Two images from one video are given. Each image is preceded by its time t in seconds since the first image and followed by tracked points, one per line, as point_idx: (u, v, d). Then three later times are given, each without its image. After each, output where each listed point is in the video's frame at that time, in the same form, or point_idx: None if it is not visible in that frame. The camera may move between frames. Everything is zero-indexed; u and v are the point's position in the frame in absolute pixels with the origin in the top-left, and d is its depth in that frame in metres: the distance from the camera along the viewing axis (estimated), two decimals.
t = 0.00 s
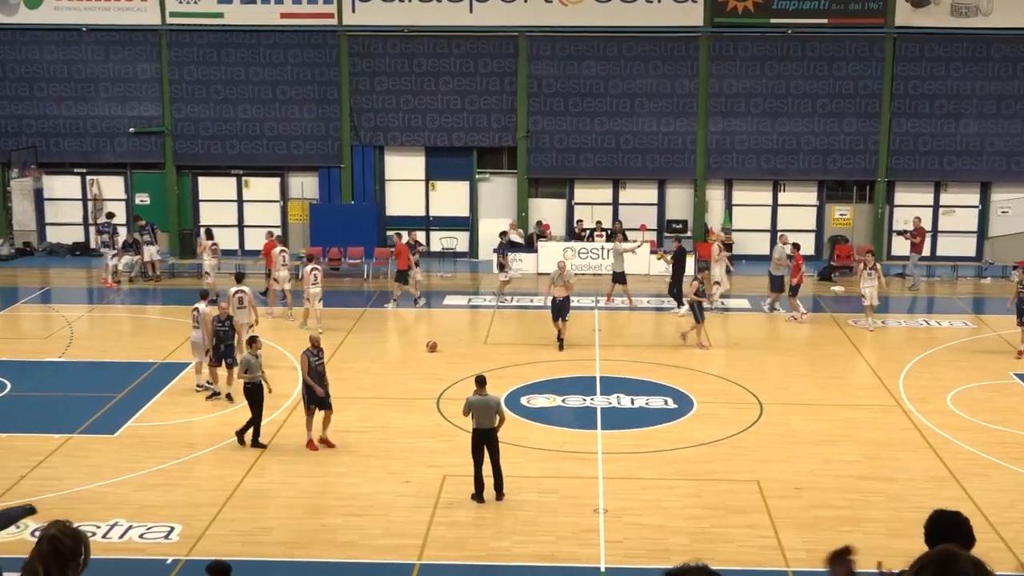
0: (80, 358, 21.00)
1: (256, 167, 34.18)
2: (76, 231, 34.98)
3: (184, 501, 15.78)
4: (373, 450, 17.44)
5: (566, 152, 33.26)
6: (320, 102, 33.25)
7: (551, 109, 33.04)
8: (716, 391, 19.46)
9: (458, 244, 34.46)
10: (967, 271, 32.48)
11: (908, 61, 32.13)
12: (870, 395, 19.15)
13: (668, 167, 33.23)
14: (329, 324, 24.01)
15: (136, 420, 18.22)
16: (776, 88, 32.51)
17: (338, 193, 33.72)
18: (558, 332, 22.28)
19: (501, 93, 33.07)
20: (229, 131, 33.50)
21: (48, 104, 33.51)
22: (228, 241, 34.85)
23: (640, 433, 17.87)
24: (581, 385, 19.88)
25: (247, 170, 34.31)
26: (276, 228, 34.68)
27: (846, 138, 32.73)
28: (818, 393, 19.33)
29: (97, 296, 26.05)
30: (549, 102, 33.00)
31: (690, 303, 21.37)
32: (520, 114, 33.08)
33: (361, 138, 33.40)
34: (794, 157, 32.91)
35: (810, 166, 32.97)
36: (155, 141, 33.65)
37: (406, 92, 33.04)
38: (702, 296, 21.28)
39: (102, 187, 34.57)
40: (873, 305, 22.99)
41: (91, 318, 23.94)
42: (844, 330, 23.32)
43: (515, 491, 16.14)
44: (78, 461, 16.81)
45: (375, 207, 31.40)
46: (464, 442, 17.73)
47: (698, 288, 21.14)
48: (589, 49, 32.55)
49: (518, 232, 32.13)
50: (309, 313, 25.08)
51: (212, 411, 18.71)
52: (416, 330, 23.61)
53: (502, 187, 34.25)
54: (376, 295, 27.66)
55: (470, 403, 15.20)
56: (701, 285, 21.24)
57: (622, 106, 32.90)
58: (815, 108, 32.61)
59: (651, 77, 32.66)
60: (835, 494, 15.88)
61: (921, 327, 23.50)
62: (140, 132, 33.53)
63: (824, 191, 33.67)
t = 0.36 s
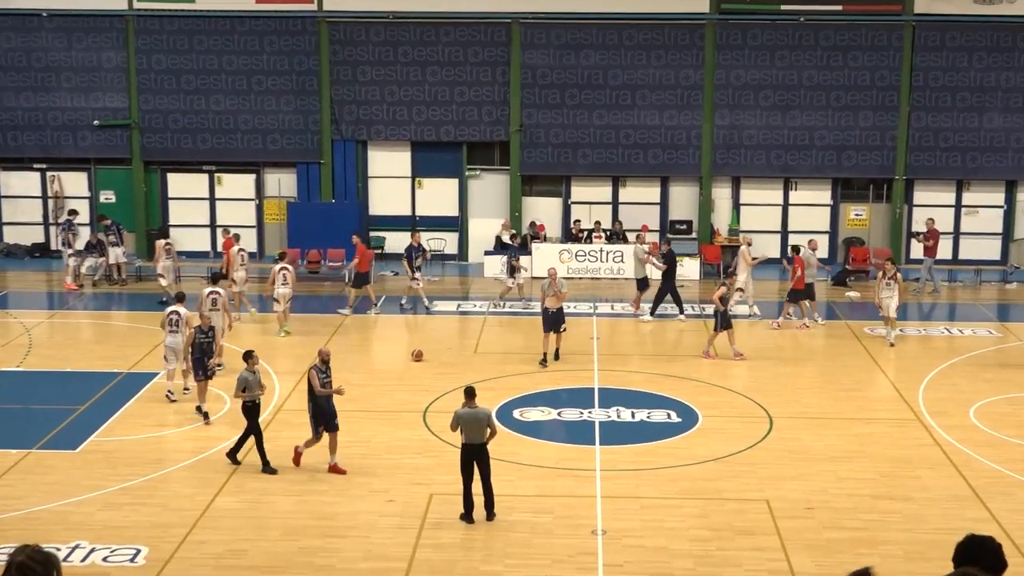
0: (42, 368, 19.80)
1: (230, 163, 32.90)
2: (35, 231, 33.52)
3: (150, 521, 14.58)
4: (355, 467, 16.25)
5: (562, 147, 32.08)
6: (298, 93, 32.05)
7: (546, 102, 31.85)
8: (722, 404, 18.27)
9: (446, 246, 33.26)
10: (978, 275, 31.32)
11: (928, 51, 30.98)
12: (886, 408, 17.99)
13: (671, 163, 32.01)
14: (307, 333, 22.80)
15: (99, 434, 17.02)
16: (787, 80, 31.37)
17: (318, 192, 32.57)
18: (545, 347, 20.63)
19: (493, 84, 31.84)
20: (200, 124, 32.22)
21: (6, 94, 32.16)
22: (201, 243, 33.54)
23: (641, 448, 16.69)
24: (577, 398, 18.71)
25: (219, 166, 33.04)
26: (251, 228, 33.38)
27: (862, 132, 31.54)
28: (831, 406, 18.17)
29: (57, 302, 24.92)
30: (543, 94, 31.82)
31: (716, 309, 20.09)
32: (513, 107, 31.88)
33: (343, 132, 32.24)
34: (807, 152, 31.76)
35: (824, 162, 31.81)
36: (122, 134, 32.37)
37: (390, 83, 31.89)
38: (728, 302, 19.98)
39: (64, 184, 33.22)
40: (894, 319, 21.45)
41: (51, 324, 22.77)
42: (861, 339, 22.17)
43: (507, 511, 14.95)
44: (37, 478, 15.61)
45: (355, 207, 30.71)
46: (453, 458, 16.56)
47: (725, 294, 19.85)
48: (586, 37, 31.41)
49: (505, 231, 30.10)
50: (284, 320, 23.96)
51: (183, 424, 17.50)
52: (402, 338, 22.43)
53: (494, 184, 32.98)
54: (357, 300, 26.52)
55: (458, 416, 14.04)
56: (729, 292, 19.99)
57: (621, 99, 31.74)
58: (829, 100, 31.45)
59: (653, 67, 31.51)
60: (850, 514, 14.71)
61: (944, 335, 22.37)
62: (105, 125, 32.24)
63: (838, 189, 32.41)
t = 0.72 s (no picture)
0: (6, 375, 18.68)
1: (205, 153, 31.61)
2: None
3: (119, 539, 13.41)
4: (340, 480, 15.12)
5: (563, 136, 30.87)
6: (279, 79, 30.81)
7: (545, 88, 30.67)
8: (733, 412, 17.16)
9: (438, 242, 32.10)
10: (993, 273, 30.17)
11: (956, 34, 29.81)
12: (908, 417, 16.89)
13: (680, 153, 30.89)
14: (287, 337, 21.69)
15: (65, 445, 15.91)
16: (805, 65, 30.22)
17: (300, 185, 31.32)
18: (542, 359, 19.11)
19: (488, 68, 30.70)
20: (175, 112, 30.96)
21: None
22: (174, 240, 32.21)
23: (646, 460, 15.56)
24: (577, 405, 17.60)
25: (194, 157, 31.71)
26: (228, 223, 32.13)
27: (884, 121, 30.35)
28: (849, 415, 17.06)
29: (19, 303, 23.95)
30: (542, 79, 30.64)
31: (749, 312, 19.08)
32: (510, 94, 30.71)
33: (327, 120, 31.05)
34: (826, 141, 30.57)
35: (844, 152, 30.61)
36: (89, 122, 31.08)
37: (378, 67, 30.72)
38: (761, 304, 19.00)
39: (26, 175, 31.72)
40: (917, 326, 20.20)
41: (13, 327, 21.71)
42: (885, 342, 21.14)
43: (503, 526, 13.79)
44: None
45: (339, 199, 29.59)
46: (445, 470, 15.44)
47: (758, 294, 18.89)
48: (588, 19, 30.29)
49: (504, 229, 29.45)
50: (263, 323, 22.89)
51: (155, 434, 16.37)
52: (389, 341, 21.35)
53: (489, 175, 31.85)
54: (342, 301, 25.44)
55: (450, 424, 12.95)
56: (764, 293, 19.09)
57: (626, 85, 30.56)
58: (849, 86, 30.26)
59: (660, 51, 30.37)
60: (871, 530, 13.57)
61: (972, 337, 21.32)
62: (70, 112, 30.94)
63: (859, 182, 31.27)
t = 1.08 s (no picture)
0: None
1: (174, 141, 30.49)
2: None
3: (78, 555, 12.16)
4: (318, 492, 13.95)
5: (559, 124, 29.77)
6: (253, 61, 29.70)
7: (540, 72, 29.61)
8: (739, 422, 16.14)
9: (424, 237, 30.95)
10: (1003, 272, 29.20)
11: (980, 16, 28.81)
12: (926, 428, 15.84)
13: (684, 142, 29.80)
14: (261, 338, 20.67)
15: (20, 455, 14.83)
16: (819, 48, 29.17)
17: (277, 175, 30.26)
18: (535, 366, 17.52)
19: (478, 50, 29.65)
20: (140, 96, 29.75)
21: None
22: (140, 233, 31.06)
23: (647, 472, 14.46)
24: (572, 413, 16.56)
25: (162, 145, 30.60)
26: (199, 216, 30.96)
27: (905, 109, 29.28)
28: (864, 426, 15.99)
29: None
30: (537, 62, 29.58)
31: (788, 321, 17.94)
32: (502, 78, 29.64)
33: (305, 106, 29.98)
34: (841, 131, 29.50)
35: (860, 143, 29.52)
36: (49, 107, 29.87)
37: (360, 49, 29.66)
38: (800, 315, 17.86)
39: None
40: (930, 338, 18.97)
41: None
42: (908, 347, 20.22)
43: (494, 542, 12.61)
44: None
45: (319, 189, 28.57)
46: (430, 481, 14.35)
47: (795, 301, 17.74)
48: None
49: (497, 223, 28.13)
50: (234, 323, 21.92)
51: (120, 443, 15.31)
52: (370, 343, 20.33)
53: (480, 165, 30.79)
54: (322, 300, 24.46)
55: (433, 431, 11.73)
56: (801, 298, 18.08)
57: (626, 69, 29.50)
58: (866, 72, 29.20)
59: (664, 32, 29.32)
60: (889, 549, 12.43)
61: (996, 342, 20.37)
62: (29, 96, 29.72)
63: (877, 173, 30.22)
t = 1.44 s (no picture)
0: None
1: (166, 136, 29.97)
2: None
3: (65, 564, 11.60)
4: (315, 500, 13.41)
5: (566, 117, 29.20)
6: (248, 52, 29.16)
7: (546, 63, 29.03)
8: (752, 427, 15.62)
9: (425, 235, 30.55)
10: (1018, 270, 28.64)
11: (1003, 6, 28.22)
12: (945, 435, 15.29)
13: (694, 137, 29.23)
14: (256, 340, 20.17)
15: (6, 460, 14.36)
16: (837, 39, 28.60)
17: (272, 169, 29.74)
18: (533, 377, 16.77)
19: (482, 41, 29.09)
20: (130, 88, 29.23)
21: None
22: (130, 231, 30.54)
23: (656, 479, 13.92)
24: (579, 418, 16.03)
25: (153, 139, 30.10)
26: (191, 212, 30.42)
27: (925, 102, 28.73)
28: (881, 432, 15.46)
29: None
30: (542, 53, 29.00)
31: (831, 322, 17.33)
32: (506, 69, 29.08)
33: (302, 99, 29.49)
34: (860, 125, 28.92)
35: (880, 138, 28.94)
36: (36, 99, 29.34)
37: (359, 39, 29.10)
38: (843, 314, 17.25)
39: None
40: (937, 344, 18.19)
41: None
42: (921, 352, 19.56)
43: (497, 552, 12.04)
44: None
45: (316, 185, 28.04)
46: (432, 488, 13.82)
47: (839, 298, 17.14)
48: None
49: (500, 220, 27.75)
50: (229, 325, 21.44)
51: (110, 449, 14.81)
52: (369, 345, 19.84)
53: (482, 161, 30.25)
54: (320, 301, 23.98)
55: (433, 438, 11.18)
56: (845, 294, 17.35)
57: (635, 60, 28.94)
58: (886, 63, 28.61)
59: (675, 22, 28.76)
60: (908, 558, 11.85)
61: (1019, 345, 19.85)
62: (15, 87, 29.20)
63: (895, 169, 29.65)
